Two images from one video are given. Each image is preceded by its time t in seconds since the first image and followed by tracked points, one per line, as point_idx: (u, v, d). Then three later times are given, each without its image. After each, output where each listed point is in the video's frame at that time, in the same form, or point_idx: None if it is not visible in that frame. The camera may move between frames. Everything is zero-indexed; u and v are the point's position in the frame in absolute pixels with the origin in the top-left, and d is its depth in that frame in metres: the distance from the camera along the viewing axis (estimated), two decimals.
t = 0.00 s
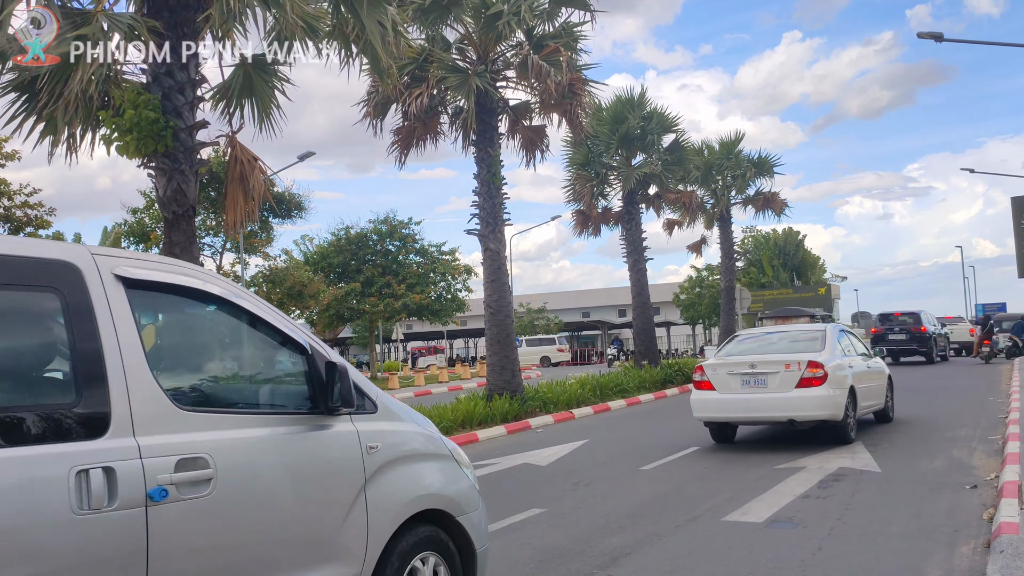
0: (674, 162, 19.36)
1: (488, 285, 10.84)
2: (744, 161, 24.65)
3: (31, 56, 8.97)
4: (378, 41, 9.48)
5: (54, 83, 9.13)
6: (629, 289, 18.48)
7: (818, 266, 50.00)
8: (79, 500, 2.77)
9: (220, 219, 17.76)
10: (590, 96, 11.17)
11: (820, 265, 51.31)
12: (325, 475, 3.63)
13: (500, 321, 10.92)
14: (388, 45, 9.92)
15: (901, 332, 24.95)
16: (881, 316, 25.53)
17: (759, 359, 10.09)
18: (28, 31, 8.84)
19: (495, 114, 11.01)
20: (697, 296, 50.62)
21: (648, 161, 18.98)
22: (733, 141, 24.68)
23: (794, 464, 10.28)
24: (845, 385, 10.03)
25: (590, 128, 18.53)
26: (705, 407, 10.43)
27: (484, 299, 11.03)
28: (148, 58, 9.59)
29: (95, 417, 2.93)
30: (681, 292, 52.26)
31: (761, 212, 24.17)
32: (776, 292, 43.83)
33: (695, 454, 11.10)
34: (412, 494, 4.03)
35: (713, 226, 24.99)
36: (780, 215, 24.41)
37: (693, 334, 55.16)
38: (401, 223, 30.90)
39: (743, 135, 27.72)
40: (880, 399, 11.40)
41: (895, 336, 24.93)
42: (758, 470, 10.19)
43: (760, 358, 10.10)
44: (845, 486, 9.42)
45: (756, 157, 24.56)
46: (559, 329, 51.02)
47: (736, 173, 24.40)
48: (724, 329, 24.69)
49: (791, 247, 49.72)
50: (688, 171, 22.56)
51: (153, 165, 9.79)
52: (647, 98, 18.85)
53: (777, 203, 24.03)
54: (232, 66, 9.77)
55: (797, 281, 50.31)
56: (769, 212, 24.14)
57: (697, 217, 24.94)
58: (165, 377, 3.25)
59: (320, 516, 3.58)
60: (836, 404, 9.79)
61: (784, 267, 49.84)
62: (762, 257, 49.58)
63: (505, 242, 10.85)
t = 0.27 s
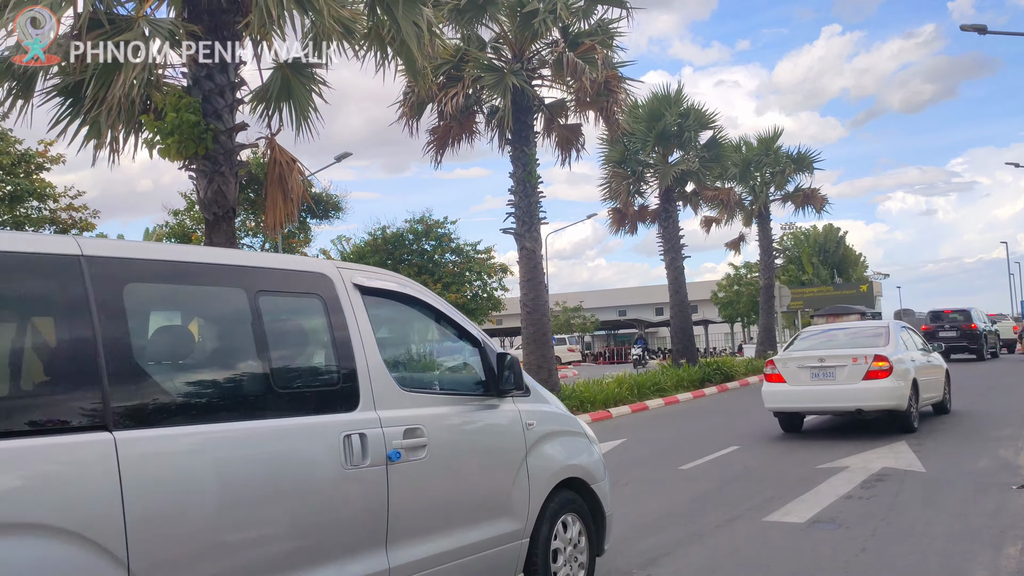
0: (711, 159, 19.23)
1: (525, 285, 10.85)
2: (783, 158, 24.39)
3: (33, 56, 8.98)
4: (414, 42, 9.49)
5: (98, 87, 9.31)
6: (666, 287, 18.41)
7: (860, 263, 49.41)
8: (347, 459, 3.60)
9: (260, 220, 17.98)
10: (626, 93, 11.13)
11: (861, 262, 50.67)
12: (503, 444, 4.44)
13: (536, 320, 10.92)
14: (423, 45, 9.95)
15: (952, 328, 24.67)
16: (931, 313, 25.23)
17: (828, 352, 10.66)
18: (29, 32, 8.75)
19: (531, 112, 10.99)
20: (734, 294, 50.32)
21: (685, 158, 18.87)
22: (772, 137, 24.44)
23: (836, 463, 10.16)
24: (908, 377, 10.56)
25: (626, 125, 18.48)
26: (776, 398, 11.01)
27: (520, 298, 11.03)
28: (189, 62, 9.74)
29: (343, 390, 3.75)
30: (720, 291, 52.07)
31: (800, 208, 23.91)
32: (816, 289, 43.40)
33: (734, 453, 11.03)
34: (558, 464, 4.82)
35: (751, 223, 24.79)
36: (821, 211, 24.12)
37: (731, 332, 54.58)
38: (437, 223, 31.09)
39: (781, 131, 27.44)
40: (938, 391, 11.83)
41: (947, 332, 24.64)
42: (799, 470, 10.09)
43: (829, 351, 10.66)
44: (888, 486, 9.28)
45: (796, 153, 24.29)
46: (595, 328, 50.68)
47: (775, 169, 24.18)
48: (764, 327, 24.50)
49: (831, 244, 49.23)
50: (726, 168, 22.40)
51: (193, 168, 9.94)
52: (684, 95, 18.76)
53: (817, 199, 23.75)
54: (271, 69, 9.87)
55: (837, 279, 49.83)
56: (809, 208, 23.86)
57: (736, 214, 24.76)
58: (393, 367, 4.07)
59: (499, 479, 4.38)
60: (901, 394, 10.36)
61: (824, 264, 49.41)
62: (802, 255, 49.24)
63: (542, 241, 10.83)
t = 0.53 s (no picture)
0: (756, 155, 19.07)
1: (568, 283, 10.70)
2: (830, 153, 24.07)
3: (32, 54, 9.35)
4: (455, 41, 9.50)
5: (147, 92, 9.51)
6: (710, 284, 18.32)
7: (909, 260, 48.66)
8: (534, 431, 4.31)
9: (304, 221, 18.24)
10: (668, 89, 11.07)
11: (910, 258, 49.86)
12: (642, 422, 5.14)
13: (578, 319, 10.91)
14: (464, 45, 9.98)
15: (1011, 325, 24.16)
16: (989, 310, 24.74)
17: (902, 346, 11.02)
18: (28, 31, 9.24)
19: (572, 111, 10.95)
20: (779, 292, 49.88)
21: (729, 155, 18.75)
22: (817, 133, 24.13)
23: (886, 463, 10.00)
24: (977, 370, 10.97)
25: (668, 122, 18.42)
26: (850, 391, 11.38)
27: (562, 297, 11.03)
28: (236, 66, 9.89)
29: (525, 373, 4.43)
30: (766, 289, 51.73)
31: (847, 204, 23.58)
32: (864, 286, 42.83)
33: (781, 452, 10.92)
34: (681, 441, 5.50)
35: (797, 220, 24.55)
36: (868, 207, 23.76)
37: (776, 331, 53.76)
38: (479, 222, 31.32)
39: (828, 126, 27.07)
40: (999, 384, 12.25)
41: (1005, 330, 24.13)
42: (847, 470, 9.95)
43: (903, 345, 11.02)
44: (940, 486, 9.09)
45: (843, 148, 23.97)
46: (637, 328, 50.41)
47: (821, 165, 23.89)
48: (811, 325, 24.24)
49: (880, 240, 48.59)
50: (771, 164, 22.21)
51: (239, 169, 10.08)
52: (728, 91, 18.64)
53: (865, 195, 23.40)
54: (315, 71, 9.97)
55: (885, 276, 49.19)
56: (856, 204, 23.52)
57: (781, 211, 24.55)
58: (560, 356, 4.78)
59: (641, 452, 5.08)
60: (971, 386, 10.77)
61: (872, 261, 48.79)
62: (849, 252, 48.71)
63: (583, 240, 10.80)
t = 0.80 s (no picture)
0: (816, 150, 18.82)
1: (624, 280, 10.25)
2: (893, 147, 23.61)
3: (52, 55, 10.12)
4: (510, 40, 9.50)
5: (212, 97, 9.75)
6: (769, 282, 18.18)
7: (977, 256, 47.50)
8: (690, 413, 5.12)
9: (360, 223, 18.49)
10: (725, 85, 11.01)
11: (977, 255, 48.62)
12: (769, 407, 5.94)
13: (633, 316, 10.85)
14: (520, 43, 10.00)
15: None
16: None
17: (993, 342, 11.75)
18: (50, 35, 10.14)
19: (628, 108, 10.87)
20: (841, 290, 49.10)
21: (788, 150, 18.55)
22: (880, 126, 23.67)
23: (953, 464, 9.75)
24: None
25: (725, 117, 18.31)
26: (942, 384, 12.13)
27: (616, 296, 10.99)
28: (295, 70, 10.06)
29: (639, 365, 4.91)
30: (827, 286, 51.03)
31: (912, 198, 23.09)
32: (929, 284, 41.90)
33: (845, 452, 10.74)
34: (800, 426, 6.30)
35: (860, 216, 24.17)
36: (934, 202, 23.24)
37: (837, 327, 52.56)
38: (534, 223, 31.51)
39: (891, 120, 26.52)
40: None
41: None
42: (912, 470, 9.75)
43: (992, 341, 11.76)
44: (1012, 488, 8.80)
45: (907, 142, 23.48)
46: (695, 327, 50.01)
47: (884, 160, 23.46)
48: (875, 323, 23.85)
49: (947, 235, 47.53)
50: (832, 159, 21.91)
51: (297, 172, 10.22)
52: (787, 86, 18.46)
53: (930, 189, 22.90)
54: (371, 72, 10.07)
55: (952, 273, 48.16)
56: (921, 198, 23.02)
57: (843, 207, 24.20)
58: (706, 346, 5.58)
59: (770, 432, 5.91)
60: None
61: (938, 257, 47.77)
62: (914, 248, 47.74)
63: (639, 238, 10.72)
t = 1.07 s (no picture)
0: (881, 146, 18.52)
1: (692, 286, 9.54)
2: (961, 142, 23.07)
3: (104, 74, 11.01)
4: (568, 41, 9.50)
5: (275, 102, 9.91)
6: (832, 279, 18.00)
7: None
8: (831, 401, 5.64)
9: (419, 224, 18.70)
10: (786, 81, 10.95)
11: None
12: (894, 398, 6.39)
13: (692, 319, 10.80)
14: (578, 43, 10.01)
15: None
16: None
17: None
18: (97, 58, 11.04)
19: (687, 105, 10.87)
20: (908, 288, 48.03)
21: (851, 147, 18.29)
22: (947, 121, 23.15)
23: None
24: None
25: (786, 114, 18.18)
26: None
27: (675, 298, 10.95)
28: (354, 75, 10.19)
29: (700, 361, 4.76)
30: (891, 284, 49.99)
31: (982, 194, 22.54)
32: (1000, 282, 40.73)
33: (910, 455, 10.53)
34: (920, 416, 6.73)
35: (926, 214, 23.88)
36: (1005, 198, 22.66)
37: (900, 326, 51.55)
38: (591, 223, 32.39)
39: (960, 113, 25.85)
40: None
41: None
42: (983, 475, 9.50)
43: None
44: None
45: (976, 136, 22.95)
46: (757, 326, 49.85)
47: (951, 155, 22.94)
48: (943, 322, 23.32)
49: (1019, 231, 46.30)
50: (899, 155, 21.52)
51: (357, 175, 10.33)
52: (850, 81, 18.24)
53: (1001, 184, 22.36)
54: (428, 75, 10.13)
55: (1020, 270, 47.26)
56: (991, 193, 22.47)
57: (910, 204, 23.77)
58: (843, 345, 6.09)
59: (894, 421, 6.35)
60: None
61: (1009, 254, 46.52)
62: (982, 244, 46.56)
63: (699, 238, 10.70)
